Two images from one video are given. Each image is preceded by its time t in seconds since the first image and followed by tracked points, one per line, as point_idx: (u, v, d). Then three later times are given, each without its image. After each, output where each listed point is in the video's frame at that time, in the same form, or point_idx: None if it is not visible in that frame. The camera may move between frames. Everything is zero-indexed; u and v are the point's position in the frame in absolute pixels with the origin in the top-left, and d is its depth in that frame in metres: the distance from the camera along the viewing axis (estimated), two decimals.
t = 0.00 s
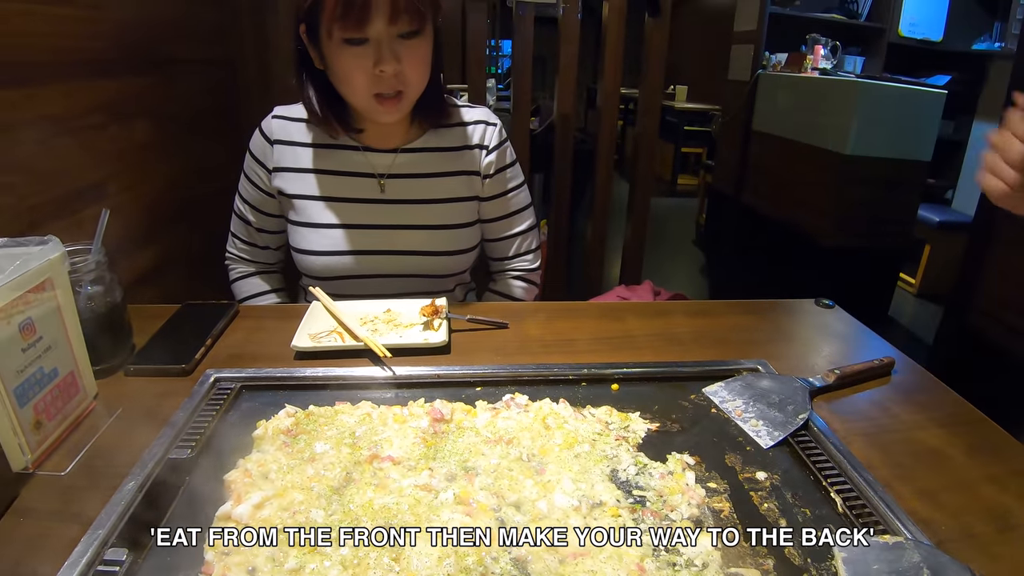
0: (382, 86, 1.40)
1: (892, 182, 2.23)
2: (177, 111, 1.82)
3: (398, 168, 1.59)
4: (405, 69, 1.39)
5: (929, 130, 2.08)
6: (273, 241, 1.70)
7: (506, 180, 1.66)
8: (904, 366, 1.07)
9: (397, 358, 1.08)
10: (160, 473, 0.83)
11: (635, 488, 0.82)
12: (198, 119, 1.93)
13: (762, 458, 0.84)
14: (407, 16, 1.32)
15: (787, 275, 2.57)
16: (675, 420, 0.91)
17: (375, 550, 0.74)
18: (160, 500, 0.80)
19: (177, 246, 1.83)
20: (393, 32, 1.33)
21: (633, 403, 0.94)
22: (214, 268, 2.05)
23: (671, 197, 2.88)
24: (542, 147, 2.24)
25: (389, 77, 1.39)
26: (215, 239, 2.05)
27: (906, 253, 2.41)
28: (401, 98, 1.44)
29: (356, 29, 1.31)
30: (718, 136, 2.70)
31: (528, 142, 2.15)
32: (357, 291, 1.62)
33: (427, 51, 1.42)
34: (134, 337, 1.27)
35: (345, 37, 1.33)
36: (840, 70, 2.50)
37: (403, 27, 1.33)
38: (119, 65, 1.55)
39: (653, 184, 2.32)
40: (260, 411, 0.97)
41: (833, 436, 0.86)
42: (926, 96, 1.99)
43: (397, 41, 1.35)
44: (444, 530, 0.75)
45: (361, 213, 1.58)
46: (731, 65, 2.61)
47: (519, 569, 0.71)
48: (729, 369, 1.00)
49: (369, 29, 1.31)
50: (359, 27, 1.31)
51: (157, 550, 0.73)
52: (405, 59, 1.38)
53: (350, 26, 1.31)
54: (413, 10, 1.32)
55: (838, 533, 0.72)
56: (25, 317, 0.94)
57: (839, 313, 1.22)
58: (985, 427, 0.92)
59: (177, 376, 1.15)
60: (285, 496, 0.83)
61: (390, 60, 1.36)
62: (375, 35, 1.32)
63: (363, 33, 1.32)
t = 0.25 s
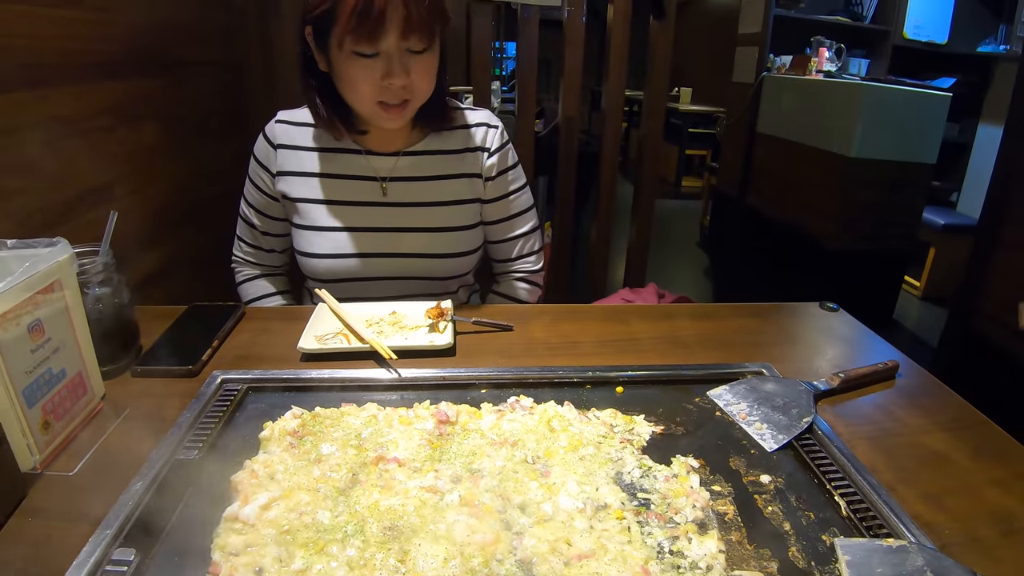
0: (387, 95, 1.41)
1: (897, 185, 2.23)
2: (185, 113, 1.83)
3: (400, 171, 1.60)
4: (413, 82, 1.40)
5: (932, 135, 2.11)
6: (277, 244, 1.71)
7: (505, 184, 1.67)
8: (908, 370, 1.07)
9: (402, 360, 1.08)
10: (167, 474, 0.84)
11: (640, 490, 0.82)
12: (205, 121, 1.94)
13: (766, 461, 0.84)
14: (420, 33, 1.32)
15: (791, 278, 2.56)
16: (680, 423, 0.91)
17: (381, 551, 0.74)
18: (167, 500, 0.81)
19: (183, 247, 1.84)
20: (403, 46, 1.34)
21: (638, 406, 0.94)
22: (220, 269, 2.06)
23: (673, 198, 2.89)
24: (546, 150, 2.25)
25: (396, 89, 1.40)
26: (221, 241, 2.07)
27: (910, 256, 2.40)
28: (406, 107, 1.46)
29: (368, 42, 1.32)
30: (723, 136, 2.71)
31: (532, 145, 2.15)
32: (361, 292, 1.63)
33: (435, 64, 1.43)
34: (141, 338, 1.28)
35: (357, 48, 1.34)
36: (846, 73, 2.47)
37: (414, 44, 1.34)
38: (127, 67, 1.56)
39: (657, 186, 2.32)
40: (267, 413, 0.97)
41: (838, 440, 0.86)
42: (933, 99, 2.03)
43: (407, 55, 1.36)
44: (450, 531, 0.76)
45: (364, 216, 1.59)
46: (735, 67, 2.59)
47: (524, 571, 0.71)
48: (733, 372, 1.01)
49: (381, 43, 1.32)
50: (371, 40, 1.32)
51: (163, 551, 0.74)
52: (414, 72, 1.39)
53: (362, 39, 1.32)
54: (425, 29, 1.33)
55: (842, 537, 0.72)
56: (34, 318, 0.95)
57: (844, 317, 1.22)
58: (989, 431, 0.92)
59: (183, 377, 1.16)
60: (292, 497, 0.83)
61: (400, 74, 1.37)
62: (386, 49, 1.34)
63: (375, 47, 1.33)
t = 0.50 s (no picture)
0: (395, 96, 1.41)
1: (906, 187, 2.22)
2: (195, 114, 1.84)
3: (403, 171, 1.60)
4: (422, 85, 1.41)
5: (937, 135, 2.09)
6: (284, 245, 1.71)
7: (507, 184, 1.67)
8: (916, 372, 1.07)
9: (411, 360, 1.09)
10: (178, 473, 0.85)
11: (649, 492, 0.82)
12: (214, 121, 1.95)
13: (774, 463, 0.84)
14: (432, 36, 1.34)
15: (798, 280, 2.56)
16: (689, 424, 0.91)
17: (391, 551, 0.74)
18: (178, 499, 0.81)
19: (192, 247, 1.85)
20: (415, 49, 1.36)
21: (646, 408, 0.94)
22: (228, 269, 2.07)
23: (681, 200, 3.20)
24: (553, 151, 2.25)
25: (405, 91, 1.41)
26: (229, 241, 2.08)
27: (918, 257, 2.39)
28: (412, 110, 1.46)
29: (381, 44, 1.33)
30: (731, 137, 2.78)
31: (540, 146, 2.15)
32: (368, 293, 1.63)
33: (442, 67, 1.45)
34: (151, 338, 1.29)
35: (368, 50, 1.34)
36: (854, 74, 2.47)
37: (425, 46, 1.36)
38: (138, 67, 1.57)
39: (665, 188, 2.32)
40: (277, 412, 0.98)
41: (847, 442, 0.86)
42: (939, 100, 2.01)
43: (418, 57, 1.38)
44: (459, 531, 0.76)
45: (370, 217, 1.59)
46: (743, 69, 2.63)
47: (533, 571, 0.71)
48: (741, 374, 1.01)
49: (393, 45, 1.33)
50: (385, 43, 1.33)
51: (173, 550, 0.74)
52: (423, 75, 1.40)
53: (376, 41, 1.32)
54: (437, 32, 1.35)
55: (851, 540, 0.72)
56: (46, 317, 0.96)
57: (852, 319, 1.22)
58: (997, 434, 0.91)
59: (194, 377, 1.16)
60: (302, 496, 0.84)
61: (410, 76, 1.38)
62: (398, 52, 1.35)
63: (387, 49, 1.34)
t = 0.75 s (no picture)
0: (399, 104, 1.43)
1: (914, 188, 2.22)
2: (206, 113, 1.86)
3: (408, 169, 1.61)
4: (426, 95, 1.43)
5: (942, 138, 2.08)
6: (291, 245, 1.71)
7: (518, 178, 1.69)
8: (924, 372, 1.07)
9: (421, 358, 1.10)
10: (191, 468, 0.86)
11: (657, 490, 0.82)
12: (225, 120, 1.97)
13: (781, 463, 0.85)
14: (440, 52, 1.35)
15: (805, 281, 2.56)
16: (696, 424, 0.92)
17: (403, 546, 0.75)
18: (191, 494, 0.83)
19: (203, 245, 1.86)
20: (422, 62, 1.36)
21: (654, 407, 0.95)
22: (238, 267, 2.08)
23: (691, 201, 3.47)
24: (561, 151, 2.26)
25: (409, 100, 1.42)
26: (239, 239, 2.09)
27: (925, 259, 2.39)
28: (414, 116, 1.48)
29: (389, 57, 1.34)
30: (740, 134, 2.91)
31: (548, 146, 2.16)
32: (375, 288, 1.65)
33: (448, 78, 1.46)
34: (163, 335, 1.31)
35: (376, 61, 1.35)
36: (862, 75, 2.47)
37: (432, 60, 1.37)
38: (150, 67, 1.59)
39: (673, 188, 2.32)
40: (288, 409, 0.99)
41: (853, 442, 0.87)
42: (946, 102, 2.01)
43: (424, 70, 1.38)
44: (470, 527, 0.77)
45: (375, 213, 1.61)
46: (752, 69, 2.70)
47: (543, 567, 0.72)
48: (748, 374, 1.01)
49: (401, 58, 1.34)
50: (393, 55, 1.33)
51: (187, 544, 0.75)
52: (428, 86, 1.41)
53: (384, 53, 1.32)
54: (445, 48, 1.36)
55: (858, 539, 0.73)
56: (61, 313, 0.97)
57: (860, 320, 1.23)
58: (1003, 435, 0.92)
59: (206, 374, 1.18)
60: (314, 492, 0.85)
61: (415, 88, 1.39)
62: (405, 64, 1.35)
63: (394, 61, 1.34)
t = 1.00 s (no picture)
0: (403, 105, 1.44)
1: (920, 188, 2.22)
2: (215, 109, 1.88)
3: (413, 164, 1.62)
4: (429, 96, 1.44)
5: (952, 138, 2.05)
6: (297, 241, 1.73)
7: (523, 171, 1.70)
8: (927, 370, 1.08)
9: (428, 353, 1.11)
10: (202, 459, 0.88)
11: (661, 484, 0.83)
12: (234, 117, 1.99)
13: (786, 458, 0.86)
14: (442, 55, 1.36)
15: (810, 280, 2.56)
16: (701, 420, 0.93)
17: (411, 537, 0.77)
18: (201, 486, 0.84)
19: (212, 241, 1.88)
20: (425, 65, 1.37)
21: (659, 403, 0.96)
22: (246, 263, 2.10)
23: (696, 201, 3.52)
24: (567, 149, 2.27)
25: (413, 102, 1.43)
26: (247, 236, 2.11)
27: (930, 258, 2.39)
28: (418, 117, 1.49)
29: (391, 60, 1.35)
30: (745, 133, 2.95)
31: (554, 145, 2.17)
32: (380, 282, 1.66)
33: (450, 79, 1.47)
34: (172, 329, 1.32)
35: (379, 65, 1.36)
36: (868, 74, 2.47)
37: (435, 63, 1.38)
38: (160, 63, 1.60)
39: (678, 187, 2.33)
40: (297, 402, 1.01)
41: (856, 438, 0.87)
42: (953, 99, 1.98)
43: (427, 73, 1.39)
44: (477, 519, 0.78)
45: (380, 208, 1.62)
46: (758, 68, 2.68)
47: (549, 558, 0.73)
48: (752, 371, 1.02)
49: (404, 61, 1.35)
50: (396, 59, 1.34)
51: (199, 534, 0.77)
52: (431, 88, 1.42)
53: (388, 57, 1.33)
54: (447, 51, 1.37)
55: (861, 534, 0.74)
56: (74, 307, 0.99)
57: (864, 318, 1.23)
58: (1006, 432, 0.92)
59: (215, 367, 1.19)
60: (323, 483, 0.86)
61: (418, 90, 1.40)
62: (408, 67, 1.37)
63: (397, 65, 1.35)
